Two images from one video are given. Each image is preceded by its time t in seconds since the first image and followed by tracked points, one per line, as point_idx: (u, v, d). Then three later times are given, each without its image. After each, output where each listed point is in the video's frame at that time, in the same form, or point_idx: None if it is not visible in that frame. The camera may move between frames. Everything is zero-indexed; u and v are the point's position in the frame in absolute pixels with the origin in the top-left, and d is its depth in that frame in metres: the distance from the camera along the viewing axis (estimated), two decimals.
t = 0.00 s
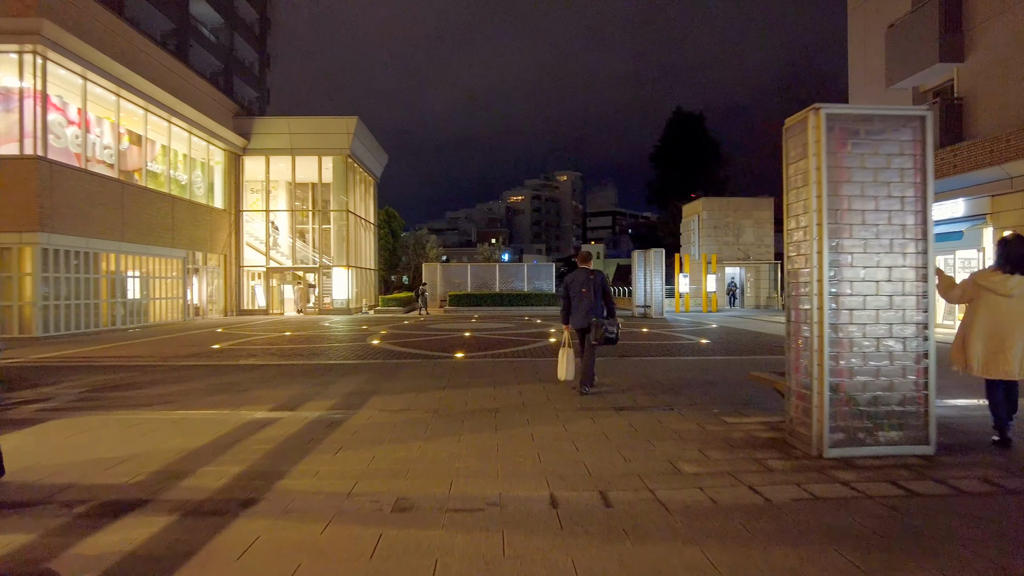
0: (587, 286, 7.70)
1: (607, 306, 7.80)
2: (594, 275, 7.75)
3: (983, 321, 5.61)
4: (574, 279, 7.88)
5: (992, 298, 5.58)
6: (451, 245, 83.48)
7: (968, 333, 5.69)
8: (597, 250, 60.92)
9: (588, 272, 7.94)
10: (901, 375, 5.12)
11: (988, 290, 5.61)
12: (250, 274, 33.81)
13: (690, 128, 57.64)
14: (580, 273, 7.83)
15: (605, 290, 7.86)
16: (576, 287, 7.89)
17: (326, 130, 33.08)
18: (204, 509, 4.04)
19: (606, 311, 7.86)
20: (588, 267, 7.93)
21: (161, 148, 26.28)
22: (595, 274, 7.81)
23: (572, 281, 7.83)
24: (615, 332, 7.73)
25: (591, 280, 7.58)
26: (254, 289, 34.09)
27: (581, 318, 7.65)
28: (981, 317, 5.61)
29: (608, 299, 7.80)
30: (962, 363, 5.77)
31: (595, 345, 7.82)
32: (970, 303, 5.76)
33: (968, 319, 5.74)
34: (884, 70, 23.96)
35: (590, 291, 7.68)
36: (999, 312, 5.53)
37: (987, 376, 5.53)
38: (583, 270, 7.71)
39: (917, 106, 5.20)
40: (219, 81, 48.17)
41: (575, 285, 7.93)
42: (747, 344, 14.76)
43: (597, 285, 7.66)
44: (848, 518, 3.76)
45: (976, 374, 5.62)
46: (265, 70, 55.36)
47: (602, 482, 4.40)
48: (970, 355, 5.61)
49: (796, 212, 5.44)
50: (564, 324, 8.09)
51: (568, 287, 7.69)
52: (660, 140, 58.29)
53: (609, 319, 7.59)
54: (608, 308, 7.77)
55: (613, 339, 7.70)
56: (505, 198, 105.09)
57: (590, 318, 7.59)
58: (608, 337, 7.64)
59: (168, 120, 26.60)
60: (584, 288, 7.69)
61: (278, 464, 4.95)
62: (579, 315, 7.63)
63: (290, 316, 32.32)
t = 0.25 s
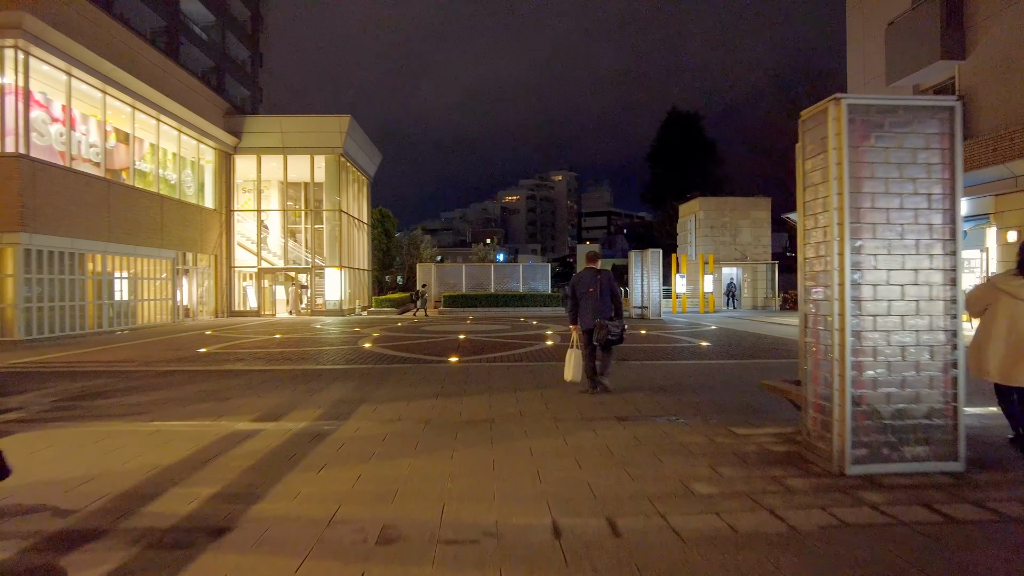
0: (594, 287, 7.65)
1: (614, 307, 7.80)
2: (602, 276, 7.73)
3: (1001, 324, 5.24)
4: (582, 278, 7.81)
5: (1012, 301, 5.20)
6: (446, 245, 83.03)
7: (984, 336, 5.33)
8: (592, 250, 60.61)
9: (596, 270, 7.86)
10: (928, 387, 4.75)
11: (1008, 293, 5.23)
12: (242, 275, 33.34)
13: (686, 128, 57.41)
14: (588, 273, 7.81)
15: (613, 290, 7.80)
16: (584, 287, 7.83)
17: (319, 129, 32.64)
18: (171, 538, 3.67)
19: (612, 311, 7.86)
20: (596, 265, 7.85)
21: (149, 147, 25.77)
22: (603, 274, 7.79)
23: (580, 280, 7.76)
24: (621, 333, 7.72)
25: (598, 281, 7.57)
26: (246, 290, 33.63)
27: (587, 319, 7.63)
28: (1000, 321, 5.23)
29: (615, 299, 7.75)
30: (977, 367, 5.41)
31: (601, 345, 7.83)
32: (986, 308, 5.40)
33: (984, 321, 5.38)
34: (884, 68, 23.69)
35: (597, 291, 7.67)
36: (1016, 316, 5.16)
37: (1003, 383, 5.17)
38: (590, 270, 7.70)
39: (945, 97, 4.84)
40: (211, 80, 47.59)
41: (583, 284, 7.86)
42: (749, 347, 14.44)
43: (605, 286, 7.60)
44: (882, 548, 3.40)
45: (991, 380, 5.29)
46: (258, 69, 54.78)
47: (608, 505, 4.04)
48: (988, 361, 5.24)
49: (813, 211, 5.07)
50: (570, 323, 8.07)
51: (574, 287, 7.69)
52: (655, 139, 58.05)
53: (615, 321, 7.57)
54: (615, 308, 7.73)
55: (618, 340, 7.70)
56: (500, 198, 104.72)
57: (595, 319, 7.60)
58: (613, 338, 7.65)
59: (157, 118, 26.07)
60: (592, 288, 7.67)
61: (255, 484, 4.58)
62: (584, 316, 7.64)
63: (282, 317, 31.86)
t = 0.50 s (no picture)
0: (606, 289, 7.37)
1: (624, 307, 7.57)
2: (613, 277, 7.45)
3: None
4: (593, 279, 7.49)
5: None
6: (441, 245, 82.61)
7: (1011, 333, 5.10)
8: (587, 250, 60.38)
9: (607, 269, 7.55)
10: (961, 393, 4.40)
11: None
12: (234, 275, 32.87)
13: (682, 127, 57.14)
14: (598, 273, 7.53)
15: (623, 290, 7.54)
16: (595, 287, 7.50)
17: (312, 126, 32.17)
18: (134, 564, 3.31)
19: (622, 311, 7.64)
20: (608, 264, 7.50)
21: (138, 144, 25.26)
22: (614, 275, 7.50)
23: (592, 280, 7.44)
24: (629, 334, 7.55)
25: (609, 285, 7.30)
26: (238, 290, 33.16)
27: (597, 323, 7.36)
28: None
29: (626, 300, 7.51)
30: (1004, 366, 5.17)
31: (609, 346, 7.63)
32: (1010, 302, 5.17)
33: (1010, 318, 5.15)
34: (883, 65, 23.44)
35: (607, 293, 7.41)
36: None
37: None
38: (602, 272, 7.40)
39: (979, 79, 4.48)
40: (202, 78, 47.02)
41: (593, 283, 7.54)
42: (750, 347, 14.12)
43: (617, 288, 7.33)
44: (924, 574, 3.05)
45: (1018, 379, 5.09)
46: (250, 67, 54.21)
47: (617, 523, 3.69)
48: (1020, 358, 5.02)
49: (835, 202, 4.71)
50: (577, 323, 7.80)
51: (585, 289, 7.41)
52: (651, 139, 57.77)
53: (625, 323, 7.38)
54: (625, 310, 7.50)
55: (626, 342, 7.53)
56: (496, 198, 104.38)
57: (605, 323, 7.38)
58: (621, 341, 7.49)
59: (146, 115, 25.54)
60: (602, 290, 7.41)
61: (231, 500, 4.22)
62: (594, 318, 7.41)
63: (274, 318, 31.42)
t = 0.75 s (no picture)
0: (617, 287, 7.37)
1: (635, 308, 7.52)
2: (623, 276, 7.43)
3: None
4: (603, 279, 7.54)
5: None
6: (436, 246, 82.20)
7: None
8: (583, 250, 60.12)
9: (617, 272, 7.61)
10: (998, 408, 4.06)
11: None
12: (224, 276, 32.40)
13: (678, 127, 56.90)
14: (608, 274, 7.55)
15: (635, 293, 7.52)
16: (606, 289, 7.53)
17: (304, 124, 31.72)
18: None
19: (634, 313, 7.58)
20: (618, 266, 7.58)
21: (126, 142, 24.74)
22: (623, 275, 7.50)
23: (602, 280, 7.49)
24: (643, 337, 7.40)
25: (621, 282, 7.27)
26: (229, 291, 32.69)
27: (609, 320, 7.31)
28: None
29: (638, 301, 7.48)
30: None
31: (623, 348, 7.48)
32: None
33: None
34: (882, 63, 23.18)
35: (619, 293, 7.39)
36: None
37: None
38: (611, 270, 7.40)
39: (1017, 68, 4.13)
40: (194, 76, 46.47)
41: (604, 286, 7.58)
42: (751, 351, 13.81)
43: (629, 286, 7.32)
44: None
45: None
46: (242, 66, 53.65)
47: (626, 559, 3.34)
48: None
49: (859, 202, 4.36)
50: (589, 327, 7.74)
51: (596, 288, 7.38)
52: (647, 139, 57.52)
53: (639, 322, 7.26)
54: (637, 311, 7.43)
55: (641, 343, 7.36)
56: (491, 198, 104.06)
57: (618, 322, 7.31)
58: (636, 341, 7.36)
59: (134, 113, 25.04)
60: (613, 289, 7.37)
61: (203, 526, 3.88)
62: (606, 318, 7.35)
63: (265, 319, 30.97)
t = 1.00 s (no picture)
0: (621, 285, 7.24)
1: (640, 306, 7.38)
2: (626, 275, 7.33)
3: None
4: (605, 278, 7.42)
5: None
6: (428, 245, 81.69)
7: None
8: (576, 250, 59.82)
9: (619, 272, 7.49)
10: None
11: None
12: (212, 275, 31.87)
13: (671, 126, 56.66)
14: (610, 273, 7.43)
15: (638, 290, 7.40)
16: (608, 288, 7.40)
17: (293, 121, 31.23)
18: None
19: (639, 312, 7.42)
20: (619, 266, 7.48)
21: (110, 138, 24.16)
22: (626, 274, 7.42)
23: (604, 279, 7.36)
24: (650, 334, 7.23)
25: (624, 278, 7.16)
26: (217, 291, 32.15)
27: (616, 318, 7.13)
28: None
29: (642, 299, 7.35)
30: None
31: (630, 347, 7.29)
32: None
33: None
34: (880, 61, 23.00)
35: (623, 291, 7.25)
36: None
37: None
38: (613, 269, 7.31)
39: None
40: (182, 73, 45.80)
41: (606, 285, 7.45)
42: (749, 350, 13.51)
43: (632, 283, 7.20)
44: None
45: None
46: (231, 63, 52.98)
47: None
48: None
49: (881, 187, 4.03)
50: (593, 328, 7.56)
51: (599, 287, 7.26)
52: (640, 138, 57.26)
53: (646, 319, 7.09)
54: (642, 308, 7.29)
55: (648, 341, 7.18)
56: (483, 198, 103.65)
57: (625, 318, 7.12)
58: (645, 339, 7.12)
59: (118, 108, 24.49)
60: (617, 287, 7.25)
61: (164, 546, 3.50)
62: (612, 316, 7.16)
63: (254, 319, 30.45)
